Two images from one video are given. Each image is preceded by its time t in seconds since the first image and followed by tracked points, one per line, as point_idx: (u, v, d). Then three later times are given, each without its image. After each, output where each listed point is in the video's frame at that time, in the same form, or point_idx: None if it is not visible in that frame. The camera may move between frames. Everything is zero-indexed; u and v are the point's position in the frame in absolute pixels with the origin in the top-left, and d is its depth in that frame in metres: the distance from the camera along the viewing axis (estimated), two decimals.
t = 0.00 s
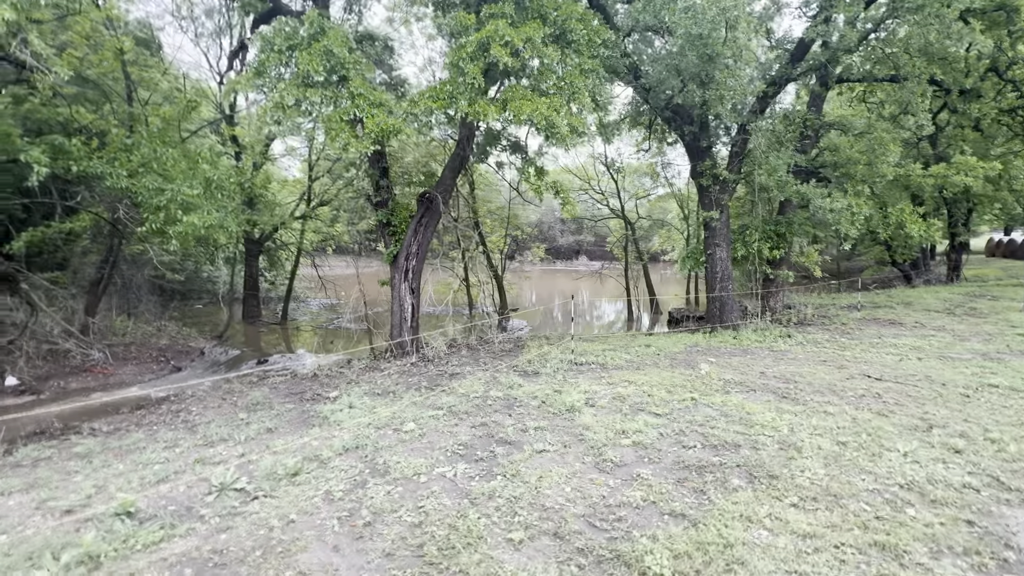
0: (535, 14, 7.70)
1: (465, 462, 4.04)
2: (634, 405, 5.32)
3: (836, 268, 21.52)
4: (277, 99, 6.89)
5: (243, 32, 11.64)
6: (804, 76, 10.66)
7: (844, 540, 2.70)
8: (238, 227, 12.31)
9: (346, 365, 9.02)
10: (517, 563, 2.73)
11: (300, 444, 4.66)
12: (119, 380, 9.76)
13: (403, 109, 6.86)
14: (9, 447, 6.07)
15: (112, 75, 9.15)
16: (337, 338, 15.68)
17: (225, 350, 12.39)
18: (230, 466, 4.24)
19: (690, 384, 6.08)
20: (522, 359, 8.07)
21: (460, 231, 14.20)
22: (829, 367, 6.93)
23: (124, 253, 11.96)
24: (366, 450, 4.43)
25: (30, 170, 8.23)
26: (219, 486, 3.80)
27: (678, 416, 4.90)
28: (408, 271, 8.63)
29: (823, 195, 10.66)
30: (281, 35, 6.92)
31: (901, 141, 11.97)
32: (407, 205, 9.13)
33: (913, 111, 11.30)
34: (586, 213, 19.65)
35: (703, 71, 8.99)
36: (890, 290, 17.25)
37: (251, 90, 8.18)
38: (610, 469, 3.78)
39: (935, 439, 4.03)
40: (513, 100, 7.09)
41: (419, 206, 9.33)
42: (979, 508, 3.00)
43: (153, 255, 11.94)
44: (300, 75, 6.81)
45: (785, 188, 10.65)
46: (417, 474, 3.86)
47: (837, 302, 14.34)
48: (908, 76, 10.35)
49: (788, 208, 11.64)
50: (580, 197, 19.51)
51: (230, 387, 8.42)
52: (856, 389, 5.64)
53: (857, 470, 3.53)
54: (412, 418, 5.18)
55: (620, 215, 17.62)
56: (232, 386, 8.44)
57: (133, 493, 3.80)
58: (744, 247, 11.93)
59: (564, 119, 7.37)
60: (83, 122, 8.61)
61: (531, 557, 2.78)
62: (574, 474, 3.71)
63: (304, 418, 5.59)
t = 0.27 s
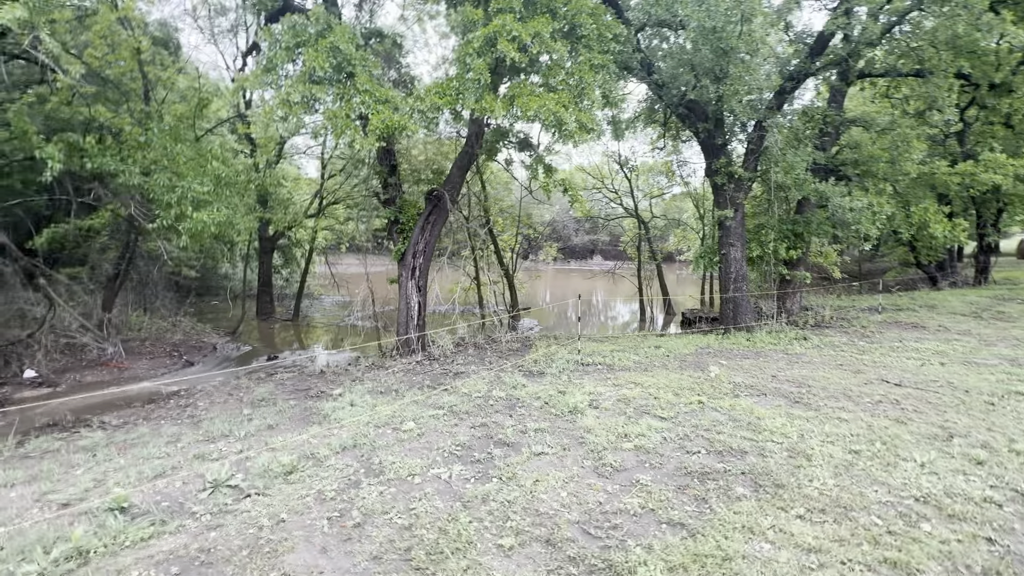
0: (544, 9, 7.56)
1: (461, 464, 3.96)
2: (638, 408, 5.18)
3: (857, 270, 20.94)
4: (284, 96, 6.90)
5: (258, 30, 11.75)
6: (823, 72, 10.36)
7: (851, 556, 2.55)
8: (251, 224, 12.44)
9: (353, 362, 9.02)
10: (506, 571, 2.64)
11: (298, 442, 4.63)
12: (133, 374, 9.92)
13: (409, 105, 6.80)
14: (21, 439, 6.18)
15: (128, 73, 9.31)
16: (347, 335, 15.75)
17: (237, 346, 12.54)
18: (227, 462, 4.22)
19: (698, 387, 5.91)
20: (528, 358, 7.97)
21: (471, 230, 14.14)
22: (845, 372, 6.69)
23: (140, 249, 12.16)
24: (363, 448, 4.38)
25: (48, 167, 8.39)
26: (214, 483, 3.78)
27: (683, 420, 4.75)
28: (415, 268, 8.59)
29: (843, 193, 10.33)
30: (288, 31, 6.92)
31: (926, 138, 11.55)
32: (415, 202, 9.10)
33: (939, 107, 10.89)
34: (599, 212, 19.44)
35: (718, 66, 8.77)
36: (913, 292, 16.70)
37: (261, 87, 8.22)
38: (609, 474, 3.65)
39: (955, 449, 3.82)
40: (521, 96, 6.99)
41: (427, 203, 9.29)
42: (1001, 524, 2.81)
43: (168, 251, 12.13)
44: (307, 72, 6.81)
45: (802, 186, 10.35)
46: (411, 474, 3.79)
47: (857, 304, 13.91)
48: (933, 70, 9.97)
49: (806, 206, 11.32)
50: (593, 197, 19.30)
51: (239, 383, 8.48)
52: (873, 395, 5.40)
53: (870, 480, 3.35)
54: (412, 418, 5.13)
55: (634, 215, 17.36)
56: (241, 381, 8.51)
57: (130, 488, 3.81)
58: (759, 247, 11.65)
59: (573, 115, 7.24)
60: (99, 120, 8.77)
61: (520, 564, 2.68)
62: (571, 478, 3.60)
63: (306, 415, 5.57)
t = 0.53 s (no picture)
0: (550, 5, 7.44)
1: (454, 466, 3.90)
2: (639, 411, 5.07)
3: (875, 270, 20.43)
4: (288, 94, 6.91)
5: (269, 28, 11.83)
6: (839, 67, 10.08)
7: (849, 572, 2.44)
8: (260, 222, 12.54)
9: (357, 360, 9.03)
10: None
11: (294, 440, 4.62)
12: (143, 369, 10.07)
13: (412, 103, 6.76)
14: (30, 432, 6.29)
15: (140, 72, 9.43)
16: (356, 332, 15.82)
17: (246, 342, 12.68)
18: (222, 460, 4.22)
19: (702, 390, 5.78)
20: (532, 358, 7.89)
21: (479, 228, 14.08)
22: (856, 376, 6.49)
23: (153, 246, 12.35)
24: (357, 449, 4.35)
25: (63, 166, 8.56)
26: (207, 481, 3.78)
27: (685, 424, 4.64)
28: (419, 267, 8.56)
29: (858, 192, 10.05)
30: (293, 29, 6.93)
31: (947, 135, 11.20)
32: (421, 200, 9.07)
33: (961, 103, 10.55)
34: (610, 212, 19.19)
35: (728, 62, 8.59)
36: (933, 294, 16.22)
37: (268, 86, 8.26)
38: (604, 479, 3.57)
39: (968, 460, 3.65)
40: (525, 92, 6.91)
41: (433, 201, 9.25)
42: (1012, 541, 2.66)
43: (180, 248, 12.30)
44: (311, 69, 6.81)
45: (816, 184, 10.09)
46: (403, 476, 3.75)
47: (874, 306, 13.55)
48: (955, 65, 9.65)
49: (821, 206, 11.04)
50: (604, 196, 19.07)
51: (244, 379, 8.54)
52: (884, 401, 5.22)
53: (875, 491, 3.22)
54: (409, 418, 5.09)
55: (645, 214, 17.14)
56: (246, 378, 8.58)
57: (125, 484, 3.83)
58: (772, 246, 11.40)
59: (578, 112, 7.14)
60: (111, 119, 8.90)
61: (505, 572, 2.62)
62: (564, 483, 3.52)
63: (305, 414, 5.57)
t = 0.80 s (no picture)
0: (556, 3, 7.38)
1: (448, 466, 3.88)
2: (639, 413, 4.99)
3: (897, 272, 19.87)
4: (295, 95, 6.97)
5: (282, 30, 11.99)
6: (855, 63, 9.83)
7: None
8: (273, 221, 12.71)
9: (364, 359, 9.07)
10: None
11: (293, 438, 4.66)
12: (158, 366, 10.29)
13: (417, 103, 6.78)
14: (45, 427, 6.46)
15: (157, 76, 9.65)
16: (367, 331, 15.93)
17: (259, 341, 12.88)
18: (222, 456, 4.28)
19: (706, 393, 5.66)
20: (537, 359, 7.83)
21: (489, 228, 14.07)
22: (869, 380, 6.29)
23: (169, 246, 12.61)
24: (354, 447, 4.36)
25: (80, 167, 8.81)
26: (205, 477, 3.83)
27: (686, 427, 4.55)
28: (425, 266, 8.57)
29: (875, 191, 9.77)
30: (301, 31, 7.00)
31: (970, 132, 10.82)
32: (428, 200, 9.09)
33: (986, 99, 10.18)
34: (623, 212, 19.07)
35: (741, 58, 8.42)
36: (958, 296, 15.68)
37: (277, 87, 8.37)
38: (597, 482, 3.52)
39: (980, 470, 3.51)
40: (530, 91, 6.89)
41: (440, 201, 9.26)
42: (1020, 555, 2.54)
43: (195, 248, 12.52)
44: (317, 71, 6.88)
45: (832, 183, 9.84)
46: (397, 475, 3.74)
47: (894, 308, 13.16)
48: (980, 60, 9.32)
49: (837, 205, 10.76)
50: (617, 195, 18.92)
51: (254, 376, 8.66)
52: (895, 406, 5.06)
53: (877, 500, 3.11)
54: (409, 417, 5.09)
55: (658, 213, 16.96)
56: (256, 376, 8.71)
57: (128, 479, 3.91)
58: (785, 247, 11.16)
59: (583, 111, 7.07)
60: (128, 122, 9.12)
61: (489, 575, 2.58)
62: (556, 485, 3.48)
63: (308, 412, 5.62)
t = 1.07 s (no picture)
0: (561, 4, 7.35)
1: (445, 468, 3.91)
2: (641, 417, 4.95)
3: (917, 273, 19.39)
4: (302, 100, 7.06)
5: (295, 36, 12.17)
6: (868, 60, 9.63)
7: None
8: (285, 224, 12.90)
9: (372, 360, 9.15)
10: None
11: (296, 439, 4.72)
12: (173, 366, 10.51)
13: (422, 107, 6.83)
14: (62, 425, 6.65)
15: (172, 82, 9.87)
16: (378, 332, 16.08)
17: (271, 341, 13.09)
18: (226, 456, 4.36)
19: (711, 397, 5.60)
20: (542, 361, 7.82)
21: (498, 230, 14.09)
22: (881, 384, 6.15)
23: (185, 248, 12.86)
24: (355, 448, 4.41)
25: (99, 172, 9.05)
26: (208, 477, 3.91)
27: (687, 432, 4.51)
28: (432, 268, 8.62)
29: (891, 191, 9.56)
30: (308, 37, 7.09)
31: (992, 129, 10.52)
32: (435, 203, 9.15)
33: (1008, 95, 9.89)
34: (634, 212, 18.62)
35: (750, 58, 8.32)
36: (980, 298, 15.25)
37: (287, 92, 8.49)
38: (593, 487, 3.50)
39: (988, 479, 3.41)
40: (535, 94, 6.89)
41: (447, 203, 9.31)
42: None
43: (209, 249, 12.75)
44: (324, 76, 6.97)
45: (845, 183, 9.65)
46: (394, 477, 3.77)
47: (912, 310, 12.85)
48: (1001, 56, 9.06)
49: (851, 205, 10.55)
50: (628, 196, 18.62)
51: (264, 376, 8.80)
52: (905, 412, 4.94)
53: (878, 509, 3.04)
54: (410, 419, 5.12)
55: (670, 214, 16.83)
56: (266, 376, 8.85)
57: (134, 477, 4.01)
58: (798, 248, 10.97)
59: (588, 112, 7.05)
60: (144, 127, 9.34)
61: None
62: (552, 490, 3.47)
63: (313, 412, 5.70)
